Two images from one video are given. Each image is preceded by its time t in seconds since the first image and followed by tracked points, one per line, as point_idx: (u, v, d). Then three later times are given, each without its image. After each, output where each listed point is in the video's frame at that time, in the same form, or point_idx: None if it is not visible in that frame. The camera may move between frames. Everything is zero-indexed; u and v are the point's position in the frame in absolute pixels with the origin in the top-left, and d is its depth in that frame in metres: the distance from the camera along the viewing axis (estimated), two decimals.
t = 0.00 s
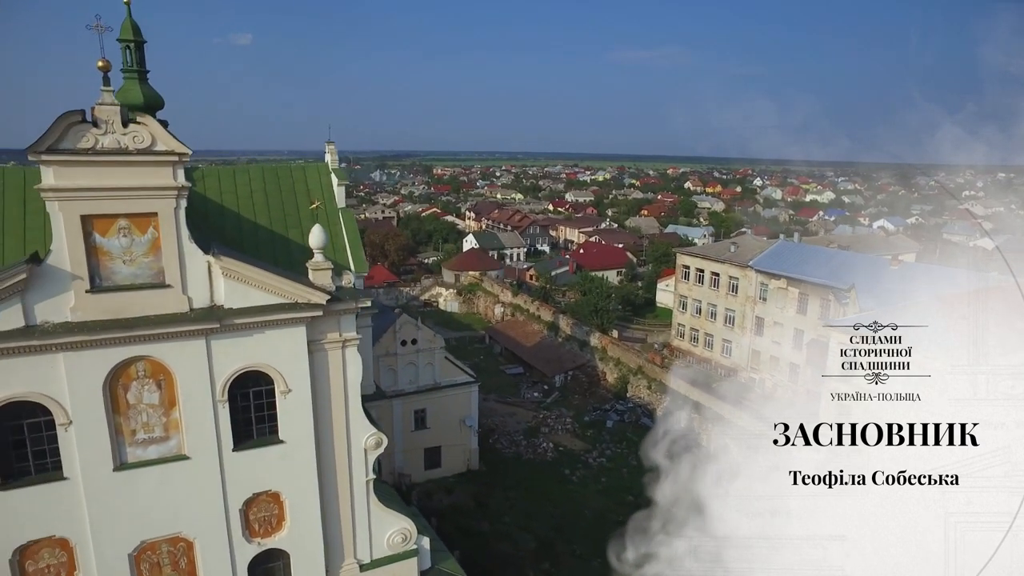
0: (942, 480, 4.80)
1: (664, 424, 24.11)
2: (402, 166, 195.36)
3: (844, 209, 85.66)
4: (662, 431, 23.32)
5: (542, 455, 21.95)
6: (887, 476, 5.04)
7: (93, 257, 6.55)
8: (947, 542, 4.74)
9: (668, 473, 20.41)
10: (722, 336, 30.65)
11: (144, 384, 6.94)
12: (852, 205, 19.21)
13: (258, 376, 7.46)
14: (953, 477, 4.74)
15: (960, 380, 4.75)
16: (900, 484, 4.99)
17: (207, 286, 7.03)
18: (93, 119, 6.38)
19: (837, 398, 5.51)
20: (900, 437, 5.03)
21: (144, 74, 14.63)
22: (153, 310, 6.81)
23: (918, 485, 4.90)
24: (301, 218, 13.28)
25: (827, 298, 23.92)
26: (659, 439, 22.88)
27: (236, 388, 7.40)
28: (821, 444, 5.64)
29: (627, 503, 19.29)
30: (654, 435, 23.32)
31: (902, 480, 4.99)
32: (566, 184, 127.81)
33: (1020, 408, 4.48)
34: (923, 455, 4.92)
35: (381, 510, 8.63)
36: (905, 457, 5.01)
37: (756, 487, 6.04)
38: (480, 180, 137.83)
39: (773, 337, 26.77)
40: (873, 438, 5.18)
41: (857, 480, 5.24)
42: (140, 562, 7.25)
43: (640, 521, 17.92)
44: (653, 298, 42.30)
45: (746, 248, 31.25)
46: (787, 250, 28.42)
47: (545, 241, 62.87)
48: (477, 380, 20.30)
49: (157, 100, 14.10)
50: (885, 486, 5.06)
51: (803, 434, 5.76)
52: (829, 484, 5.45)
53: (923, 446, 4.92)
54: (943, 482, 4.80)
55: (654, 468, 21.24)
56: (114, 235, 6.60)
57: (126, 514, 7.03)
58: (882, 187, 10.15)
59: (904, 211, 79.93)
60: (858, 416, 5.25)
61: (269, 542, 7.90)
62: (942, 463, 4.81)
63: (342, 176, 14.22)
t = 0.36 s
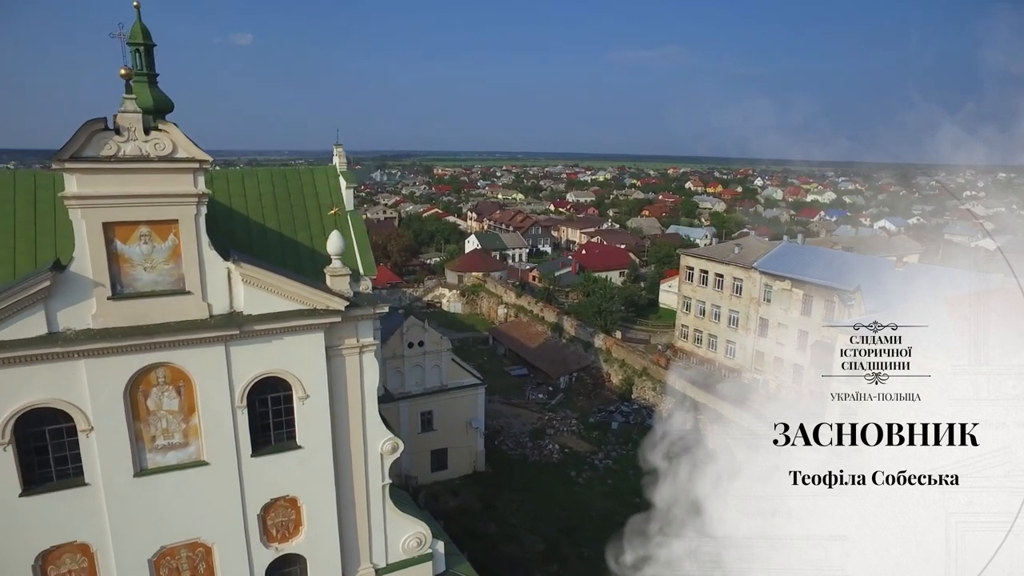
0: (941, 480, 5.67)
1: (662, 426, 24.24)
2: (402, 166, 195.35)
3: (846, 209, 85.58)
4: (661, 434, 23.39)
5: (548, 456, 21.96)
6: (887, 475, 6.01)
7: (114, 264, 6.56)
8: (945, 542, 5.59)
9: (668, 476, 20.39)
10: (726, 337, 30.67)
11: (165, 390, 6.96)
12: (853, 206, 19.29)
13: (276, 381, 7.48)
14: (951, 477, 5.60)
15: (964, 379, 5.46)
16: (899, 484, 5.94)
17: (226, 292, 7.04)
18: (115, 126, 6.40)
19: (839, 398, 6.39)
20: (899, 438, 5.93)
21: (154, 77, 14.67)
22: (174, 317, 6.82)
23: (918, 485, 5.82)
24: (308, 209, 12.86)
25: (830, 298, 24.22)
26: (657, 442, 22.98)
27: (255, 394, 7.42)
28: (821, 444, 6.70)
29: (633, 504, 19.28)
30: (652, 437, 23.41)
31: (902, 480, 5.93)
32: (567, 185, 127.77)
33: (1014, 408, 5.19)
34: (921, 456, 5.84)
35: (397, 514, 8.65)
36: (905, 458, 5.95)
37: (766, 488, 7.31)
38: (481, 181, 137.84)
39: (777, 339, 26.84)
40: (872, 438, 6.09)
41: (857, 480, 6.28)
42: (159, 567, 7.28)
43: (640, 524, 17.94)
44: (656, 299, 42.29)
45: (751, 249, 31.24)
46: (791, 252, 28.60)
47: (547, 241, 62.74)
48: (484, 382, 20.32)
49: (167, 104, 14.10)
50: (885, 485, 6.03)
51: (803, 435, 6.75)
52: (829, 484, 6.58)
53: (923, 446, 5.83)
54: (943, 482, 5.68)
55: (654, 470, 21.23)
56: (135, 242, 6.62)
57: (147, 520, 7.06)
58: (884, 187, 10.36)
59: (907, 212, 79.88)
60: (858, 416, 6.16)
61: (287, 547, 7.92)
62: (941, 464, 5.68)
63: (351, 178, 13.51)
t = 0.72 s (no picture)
0: (942, 480, 6.25)
1: (658, 429, 24.14)
2: (402, 166, 195.33)
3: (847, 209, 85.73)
4: (659, 437, 23.27)
5: (553, 457, 22.01)
6: (888, 475, 6.44)
7: (135, 270, 6.59)
8: (946, 542, 6.16)
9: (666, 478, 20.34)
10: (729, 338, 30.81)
11: (184, 395, 6.99)
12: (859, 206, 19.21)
13: (293, 386, 7.52)
14: (952, 477, 6.22)
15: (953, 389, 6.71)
16: (900, 484, 6.39)
17: (245, 297, 7.07)
18: (136, 133, 6.43)
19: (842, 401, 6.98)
20: (899, 438, 6.51)
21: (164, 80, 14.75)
22: (193, 322, 6.85)
23: (918, 485, 6.31)
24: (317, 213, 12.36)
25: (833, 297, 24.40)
26: (656, 444, 22.94)
27: (273, 399, 7.46)
28: (822, 444, 7.02)
29: (638, 506, 19.32)
30: (652, 439, 23.41)
31: (902, 480, 6.40)
32: (567, 185, 127.62)
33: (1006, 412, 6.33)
34: (921, 456, 6.40)
35: (412, 518, 8.70)
36: (905, 459, 6.46)
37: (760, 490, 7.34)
38: (482, 181, 137.76)
39: (780, 340, 26.90)
40: (872, 438, 6.62)
41: (858, 480, 6.57)
42: (178, 570, 7.31)
43: (636, 526, 17.88)
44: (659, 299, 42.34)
45: (754, 250, 31.25)
46: (796, 253, 28.60)
47: (549, 242, 62.70)
48: (490, 384, 20.36)
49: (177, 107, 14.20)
50: (885, 485, 6.44)
51: (803, 435, 7.07)
52: (829, 484, 6.75)
53: (923, 447, 6.43)
54: (942, 482, 6.25)
55: (652, 472, 21.19)
56: (155, 248, 6.65)
57: (166, 523, 7.10)
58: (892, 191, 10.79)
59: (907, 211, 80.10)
60: (858, 417, 6.68)
61: (304, 550, 7.96)
62: (942, 465, 6.27)
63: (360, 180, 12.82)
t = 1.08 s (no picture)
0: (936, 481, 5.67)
1: (658, 429, 23.63)
2: (402, 166, 195.17)
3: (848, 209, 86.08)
4: (656, 437, 22.68)
5: (559, 458, 22.08)
6: (888, 475, 5.88)
7: (157, 275, 6.65)
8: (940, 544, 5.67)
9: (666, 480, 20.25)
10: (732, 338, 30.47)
11: (204, 399, 7.05)
12: (864, 208, 19.32)
13: (311, 389, 7.58)
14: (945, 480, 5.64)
15: (990, 394, 5.35)
16: (899, 483, 5.77)
17: (265, 301, 7.12)
18: (159, 138, 6.50)
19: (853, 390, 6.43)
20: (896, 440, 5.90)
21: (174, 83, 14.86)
22: (215, 326, 6.92)
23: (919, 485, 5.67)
24: (325, 214, 12.34)
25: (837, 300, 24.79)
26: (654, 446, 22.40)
27: (291, 402, 7.52)
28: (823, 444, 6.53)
29: (643, 506, 19.35)
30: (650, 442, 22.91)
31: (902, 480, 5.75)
32: (568, 185, 127.65)
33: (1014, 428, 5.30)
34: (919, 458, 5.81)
35: (426, 519, 8.77)
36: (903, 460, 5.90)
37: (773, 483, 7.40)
38: (483, 180, 137.94)
39: (784, 341, 26.95)
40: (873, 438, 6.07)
41: (858, 479, 6.13)
42: (198, 571, 7.37)
43: (634, 528, 17.78)
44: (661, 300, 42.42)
45: (757, 251, 31.32)
46: (799, 254, 28.78)
47: (550, 242, 62.75)
48: (496, 385, 20.41)
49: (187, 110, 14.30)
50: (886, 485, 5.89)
51: (803, 435, 6.55)
52: (830, 484, 6.57)
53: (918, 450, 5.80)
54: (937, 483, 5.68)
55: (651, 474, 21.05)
56: (177, 252, 6.71)
57: (187, 525, 7.17)
58: (882, 186, 10.40)
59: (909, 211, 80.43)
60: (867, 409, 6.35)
61: (320, 552, 8.02)
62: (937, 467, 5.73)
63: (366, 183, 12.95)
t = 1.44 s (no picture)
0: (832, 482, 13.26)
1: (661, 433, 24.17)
2: (402, 166, 195.11)
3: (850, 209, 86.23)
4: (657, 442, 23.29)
5: (564, 458, 22.17)
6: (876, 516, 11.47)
7: (180, 277, 6.72)
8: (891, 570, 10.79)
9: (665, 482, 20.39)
10: (736, 339, 31.09)
11: (226, 399, 7.13)
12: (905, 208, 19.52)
13: (331, 390, 7.66)
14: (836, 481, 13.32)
15: None
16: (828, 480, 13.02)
17: (286, 304, 7.20)
18: (183, 143, 6.57)
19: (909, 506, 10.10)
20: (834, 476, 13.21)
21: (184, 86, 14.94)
22: (236, 328, 6.99)
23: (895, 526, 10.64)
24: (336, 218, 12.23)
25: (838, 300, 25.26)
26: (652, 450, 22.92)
27: (310, 403, 7.60)
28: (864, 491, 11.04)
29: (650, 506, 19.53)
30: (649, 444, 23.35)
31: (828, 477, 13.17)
32: (568, 185, 127.56)
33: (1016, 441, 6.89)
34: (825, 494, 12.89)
35: (441, 519, 8.85)
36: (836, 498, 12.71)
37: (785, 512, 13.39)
38: (483, 181, 137.94)
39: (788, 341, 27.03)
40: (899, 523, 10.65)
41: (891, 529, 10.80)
42: (219, 570, 7.46)
43: (635, 530, 18.05)
44: (663, 300, 42.51)
45: (761, 252, 31.30)
46: (801, 254, 28.87)
47: (552, 242, 62.70)
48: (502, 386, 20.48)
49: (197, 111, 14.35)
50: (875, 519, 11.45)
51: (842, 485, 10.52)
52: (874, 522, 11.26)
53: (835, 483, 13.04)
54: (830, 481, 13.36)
55: (649, 477, 21.06)
56: (200, 255, 6.78)
57: (209, 525, 7.25)
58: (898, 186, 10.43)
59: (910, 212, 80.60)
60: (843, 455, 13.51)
61: (338, 551, 8.10)
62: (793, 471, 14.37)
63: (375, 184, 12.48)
